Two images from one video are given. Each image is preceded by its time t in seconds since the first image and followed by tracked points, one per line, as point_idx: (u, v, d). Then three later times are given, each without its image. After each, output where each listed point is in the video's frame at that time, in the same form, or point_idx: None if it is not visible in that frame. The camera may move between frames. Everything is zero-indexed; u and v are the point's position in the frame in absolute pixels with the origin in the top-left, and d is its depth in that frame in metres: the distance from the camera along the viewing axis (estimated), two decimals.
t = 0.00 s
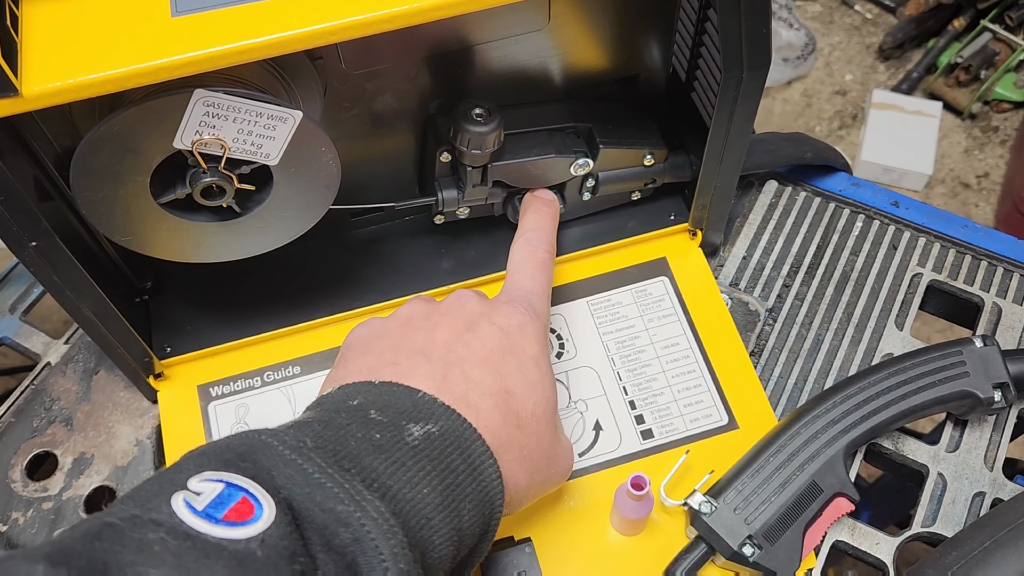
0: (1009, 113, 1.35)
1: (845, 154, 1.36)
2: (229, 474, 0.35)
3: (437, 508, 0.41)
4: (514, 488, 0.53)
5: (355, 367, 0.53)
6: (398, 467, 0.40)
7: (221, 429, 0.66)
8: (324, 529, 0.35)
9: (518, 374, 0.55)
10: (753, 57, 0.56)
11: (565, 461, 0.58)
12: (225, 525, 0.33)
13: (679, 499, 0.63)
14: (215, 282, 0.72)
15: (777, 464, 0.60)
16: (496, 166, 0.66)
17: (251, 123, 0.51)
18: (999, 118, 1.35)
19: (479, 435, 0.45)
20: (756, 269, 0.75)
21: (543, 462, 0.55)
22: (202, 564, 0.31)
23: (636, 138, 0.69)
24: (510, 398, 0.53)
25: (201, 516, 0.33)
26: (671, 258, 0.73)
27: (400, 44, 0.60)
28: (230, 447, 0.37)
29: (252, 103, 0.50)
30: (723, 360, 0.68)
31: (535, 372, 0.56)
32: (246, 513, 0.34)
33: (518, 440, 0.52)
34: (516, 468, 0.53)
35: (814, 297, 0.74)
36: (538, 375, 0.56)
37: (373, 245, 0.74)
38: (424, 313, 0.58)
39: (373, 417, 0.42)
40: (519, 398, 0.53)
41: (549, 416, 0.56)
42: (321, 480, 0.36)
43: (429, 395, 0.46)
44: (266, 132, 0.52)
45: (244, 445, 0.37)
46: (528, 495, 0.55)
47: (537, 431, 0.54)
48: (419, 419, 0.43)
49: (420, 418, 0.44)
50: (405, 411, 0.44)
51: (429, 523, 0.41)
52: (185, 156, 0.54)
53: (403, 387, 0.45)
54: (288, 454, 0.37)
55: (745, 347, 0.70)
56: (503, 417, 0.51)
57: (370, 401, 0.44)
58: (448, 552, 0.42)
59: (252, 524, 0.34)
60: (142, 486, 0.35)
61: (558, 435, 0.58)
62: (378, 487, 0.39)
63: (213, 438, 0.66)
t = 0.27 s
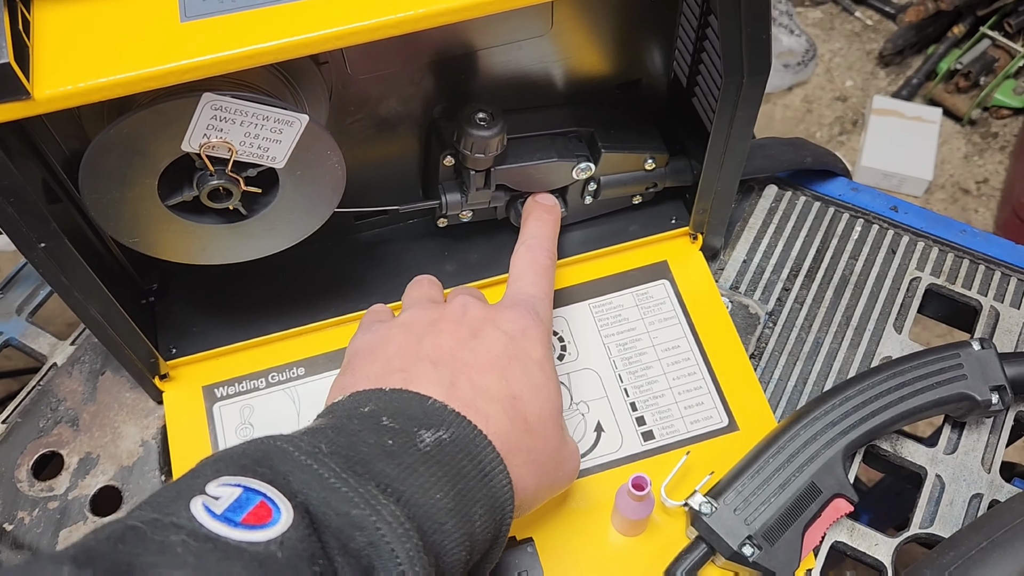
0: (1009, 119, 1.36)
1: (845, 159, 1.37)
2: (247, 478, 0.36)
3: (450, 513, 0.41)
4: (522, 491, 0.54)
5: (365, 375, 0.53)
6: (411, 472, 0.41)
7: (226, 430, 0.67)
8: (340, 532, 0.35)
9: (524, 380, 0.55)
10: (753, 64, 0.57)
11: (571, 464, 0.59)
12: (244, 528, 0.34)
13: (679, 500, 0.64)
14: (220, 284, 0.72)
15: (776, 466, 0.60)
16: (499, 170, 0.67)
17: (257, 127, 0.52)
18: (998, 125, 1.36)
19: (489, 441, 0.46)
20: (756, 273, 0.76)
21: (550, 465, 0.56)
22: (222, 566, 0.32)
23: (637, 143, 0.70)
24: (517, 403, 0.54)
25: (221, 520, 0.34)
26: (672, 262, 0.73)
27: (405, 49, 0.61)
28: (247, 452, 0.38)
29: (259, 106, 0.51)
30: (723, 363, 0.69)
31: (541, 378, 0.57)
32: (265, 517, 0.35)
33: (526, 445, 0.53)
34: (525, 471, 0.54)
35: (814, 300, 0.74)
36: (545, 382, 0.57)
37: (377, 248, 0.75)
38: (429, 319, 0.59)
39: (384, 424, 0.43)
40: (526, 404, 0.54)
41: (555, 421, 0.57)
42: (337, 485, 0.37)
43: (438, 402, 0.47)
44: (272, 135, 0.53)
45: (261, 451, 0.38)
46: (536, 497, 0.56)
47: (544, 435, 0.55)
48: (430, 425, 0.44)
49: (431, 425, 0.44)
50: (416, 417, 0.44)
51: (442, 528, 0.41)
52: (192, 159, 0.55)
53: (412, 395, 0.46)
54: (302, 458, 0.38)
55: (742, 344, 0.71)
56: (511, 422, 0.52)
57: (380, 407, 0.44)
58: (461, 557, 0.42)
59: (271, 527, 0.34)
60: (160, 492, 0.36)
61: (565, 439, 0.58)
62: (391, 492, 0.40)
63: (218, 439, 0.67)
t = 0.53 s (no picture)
0: (1009, 124, 1.37)
1: (845, 164, 1.38)
2: (268, 458, 0.36)
3: (462, 499, 0.42)
4: (527, 487, 0.54)
5: (375, 369, 0.54)
6: (425, 458, 0.41)
7: (233, 429, 0.67)
8: (360, 514, 0.36)
9: (534, 378, 0.56)
10: (758, 65, 0.57)
11: (575, 462, 0.59)
12: (267, 505, 0.34)
13: (684, 499, 0.64)
14: (228, 284, 0.73)
15: (780, 465, 0.61)
16: (505, 171, 0.67)
17: (268, 127, 0.52)
18: (999, 130, 1.37)
19: (498, 432, 0.46)
20: (759, 274, 0.76)
21: (555, 462, 0.56)
22: (250, 543, 0.33)
23: (642, 145, 0.70)
24: (524, 400, 0.54)
25: (244, 498, 0.34)
26: (676, 263, 0.74)
27: (412, 51, 0.62)
28: (266, 435, 0.38)
29: (270, 107, 0.51)
30: (726, 363, 0.69)
31: (551, 378, 0.57)
32: (286, 494, 0.35)
33: (532, 441, 0.54)
34: (531, 465, 0.54)
35: (817, 302, 0.75)
36: (556, 381, 0.57)
37: (383, 249, 0.76)
38: (438, 317, 0.59)
39: (396, 412, 0.43)
40: (534, 402, 0.54)
41: (563, 419, 0.57)
42: (355, 468, 0.37)
43: (448, 394, 0.47)
44: (282, 136, 0.53)
45: (280, 432, 0.38)
46: (541, 494, 0.57)
47: (552, 432, 0.55)
48: (441, 414, 0.45)
49: (442, 414, 0.45)
50: (426, 407, 0.45)
51: (455, 514, 0.42)
52: (203, 159, 0.56)
53: (422, 386, 0.47)
54: (321, 442, 0.38)
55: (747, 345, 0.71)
56: (519, 419, 0.53)
57: (390, 397, 0.45)
58: (472, 542, 0.43)
59: (293, 505, 0.35)
60: (178, 473, 0.36)
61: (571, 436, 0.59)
62: (407, 476, 0.40)
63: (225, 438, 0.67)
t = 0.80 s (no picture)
0: (1008, 129, 1.37)
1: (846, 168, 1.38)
2: (259, 465, 0.37)
3: (453, 505, 0.42)
4: (521, 492, 0.54)
5: (367, 375, 0.54)
6: (416, 464, 0.42)
7: (236, 431, 0.68)
8: (350, 520, 0.36)
9: (526, 381, 0.56)
10: (761, 69, 0.58)
11: (572, 463, 0.59)
12: (257, 511, 0.34)
13: (687, 501, 0.64)
14: (230, 287, 0.73)
15: (783, 468, 0.61)
16: (509, 174, 0.68)
17: (274, 130, 0.53)
18: (998, 135, 1.37)
19: (488, 439, 0.46)
20: (762, 278, 0.76)
21: (551, 464, 0.56)
22: (240, 548, 0.33)
23: (645, 148, 0.70)
24: (515, 403, 0.54)
25: (234, 503, 0.35)
26: (679, 267, 0.74)
27: (416, 55, 0.62)
28: (256, 442, 0.38)
29: (276, 110, 0.52)
30: (729, 367, 0.69)
31: (542, 377, 0.57)
32: (277, 501, 0.35)
33: (524, 445, 0.54)
34: (523, 468, 0.54)
35: (819, 305, 0.75)
36: (548, 380, 0.57)
37: (385, 252, 0.76)
38: (440, 317, 0.59)
39: (386, 419, 0.43)
40: (525, 405, 0.54)
41: (556, 421, 0.57)
42: (345, 473, 0.37)
43: (438, 399, 0.47)
44: (288, 139, 0.53)
45: (271, 440, 0.38)
46: (535, 500, 0.56)
47: (545, 435, 0.55)
48: (431, 421, 0.45)
49: (432, 421, 0.45)
50: (417, 413, 0.45)
51: (445, 520, 0.42)
52: (208, 162, 0.56)
53: (411, 391, 0.47)
54: (312, 449, 0.38)
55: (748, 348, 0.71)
56: (511, 422, 0.53)
57: (381, 404, 0.45)
58: (462, 549, 0.43)
59: (283, 511, 0.35)
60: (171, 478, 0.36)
61: (565, 437, 0.59)
62: (398, 483, 0.40)
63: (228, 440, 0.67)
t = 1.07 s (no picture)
0: (1008, 132, 1.37)
1: (845, 171, 1.38)
2: (263, 467, 0.37)
3: (456, 509, 0.42)
4: (523, 497, 0.55)
5: (373, 376, 0.54)
6: (419, 468, 0.42)
7: (235, 435, 0.68)
8: (351, 523, 0.36)
9: (532, 388, 0.56)
10: (759, 74, 0.58)
11: (575, 470, 0.59)
12: (261, 514, 0.35)
13: (685, 505, 0.65)
14: (230, 291, 0.73)
15: (781, 472, 0.61)
16: (507, 179, 0.68)
17: (273, 135, 0.53)
18: (998, 138, 1.38)
19: (493, 442, 0.46)
20: (760, 282, 0.77)
21: (554, 471, 0.56)
22: (241, 551, 0.33)
23: (644, 153, 0.70)
24: (520, 409, 0.54)
25: (238, 506, 0.35)
26: (677, 271, 0.74)
27: (415, 59, 0.62)
28: (261, 443, 0.39)
29: (275, 115, 0.52)
30: (727, 371, 0.70)
31: (549, 386, 0.57)
32: (281, 503, 0.35)
33: (527, 451, 0.54)
34: (526, 476, 0.54)
35: (817, 309, 0.75)
36: (553, 388, 0.57)
37: (385, 256, 0.76)
38: (439, 323, 0.60)
39: (391, 421, 0.43)
40: (531, 411, 0.55)
41: (561, 428, 0.57)
42: (349, 477, 0.38)
43: (445, 403, 0.47)
44: (287, 144, 0.54)
45: (277, 441, 0.39)
46: (537, 505, 0.57)
47: (548, 443, 0.55)
48: (436, 424, 0.45)
49: (437, 424, 0.45)
50: (422, 416, 0.45)
51: (447, 524, 0.42)
52: (208, 166, 0.56)
53: (418, 394, 0.47)
54: (316, 451, 0.38)
55: (747, 352, 0.72)
56: (516, 429, 0.53)
57: (387, 405, 0.45)
58: (464, 551, 0.43)
59: (286, 514, 0.35)
60: (174, 479, 0.37)
61: (569, 444, 0.59)
62: (400, 486, 0.41)
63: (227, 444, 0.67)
